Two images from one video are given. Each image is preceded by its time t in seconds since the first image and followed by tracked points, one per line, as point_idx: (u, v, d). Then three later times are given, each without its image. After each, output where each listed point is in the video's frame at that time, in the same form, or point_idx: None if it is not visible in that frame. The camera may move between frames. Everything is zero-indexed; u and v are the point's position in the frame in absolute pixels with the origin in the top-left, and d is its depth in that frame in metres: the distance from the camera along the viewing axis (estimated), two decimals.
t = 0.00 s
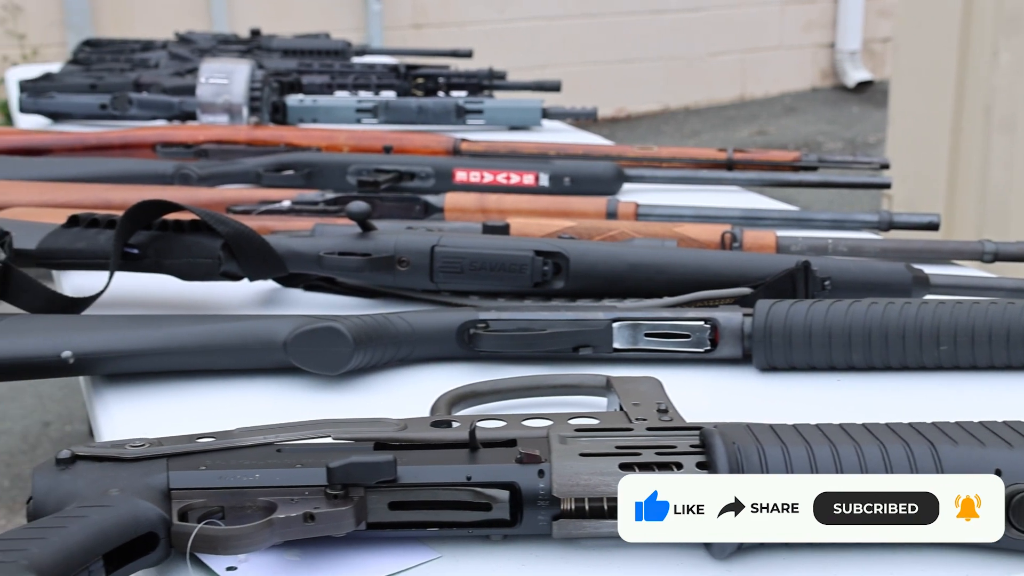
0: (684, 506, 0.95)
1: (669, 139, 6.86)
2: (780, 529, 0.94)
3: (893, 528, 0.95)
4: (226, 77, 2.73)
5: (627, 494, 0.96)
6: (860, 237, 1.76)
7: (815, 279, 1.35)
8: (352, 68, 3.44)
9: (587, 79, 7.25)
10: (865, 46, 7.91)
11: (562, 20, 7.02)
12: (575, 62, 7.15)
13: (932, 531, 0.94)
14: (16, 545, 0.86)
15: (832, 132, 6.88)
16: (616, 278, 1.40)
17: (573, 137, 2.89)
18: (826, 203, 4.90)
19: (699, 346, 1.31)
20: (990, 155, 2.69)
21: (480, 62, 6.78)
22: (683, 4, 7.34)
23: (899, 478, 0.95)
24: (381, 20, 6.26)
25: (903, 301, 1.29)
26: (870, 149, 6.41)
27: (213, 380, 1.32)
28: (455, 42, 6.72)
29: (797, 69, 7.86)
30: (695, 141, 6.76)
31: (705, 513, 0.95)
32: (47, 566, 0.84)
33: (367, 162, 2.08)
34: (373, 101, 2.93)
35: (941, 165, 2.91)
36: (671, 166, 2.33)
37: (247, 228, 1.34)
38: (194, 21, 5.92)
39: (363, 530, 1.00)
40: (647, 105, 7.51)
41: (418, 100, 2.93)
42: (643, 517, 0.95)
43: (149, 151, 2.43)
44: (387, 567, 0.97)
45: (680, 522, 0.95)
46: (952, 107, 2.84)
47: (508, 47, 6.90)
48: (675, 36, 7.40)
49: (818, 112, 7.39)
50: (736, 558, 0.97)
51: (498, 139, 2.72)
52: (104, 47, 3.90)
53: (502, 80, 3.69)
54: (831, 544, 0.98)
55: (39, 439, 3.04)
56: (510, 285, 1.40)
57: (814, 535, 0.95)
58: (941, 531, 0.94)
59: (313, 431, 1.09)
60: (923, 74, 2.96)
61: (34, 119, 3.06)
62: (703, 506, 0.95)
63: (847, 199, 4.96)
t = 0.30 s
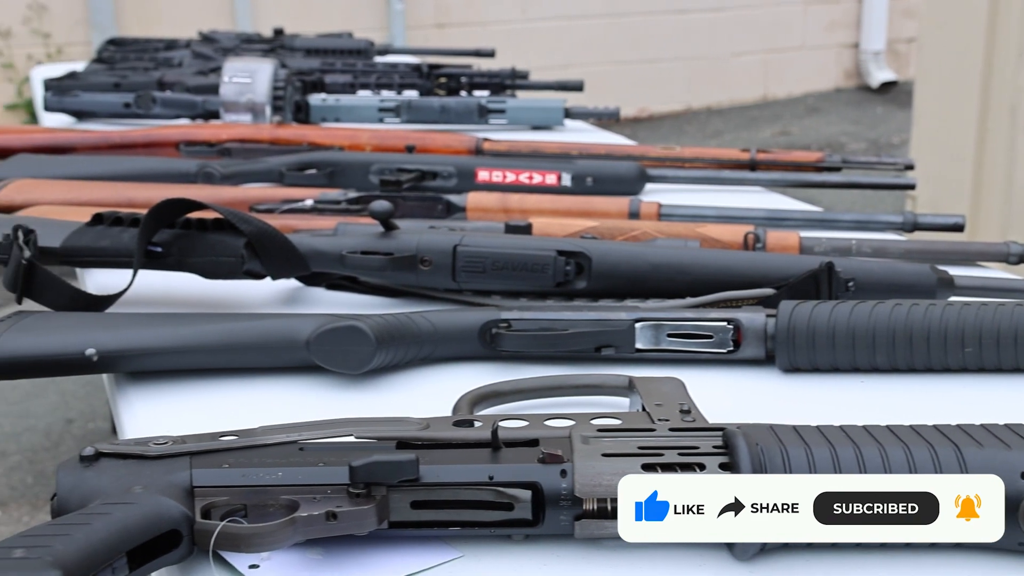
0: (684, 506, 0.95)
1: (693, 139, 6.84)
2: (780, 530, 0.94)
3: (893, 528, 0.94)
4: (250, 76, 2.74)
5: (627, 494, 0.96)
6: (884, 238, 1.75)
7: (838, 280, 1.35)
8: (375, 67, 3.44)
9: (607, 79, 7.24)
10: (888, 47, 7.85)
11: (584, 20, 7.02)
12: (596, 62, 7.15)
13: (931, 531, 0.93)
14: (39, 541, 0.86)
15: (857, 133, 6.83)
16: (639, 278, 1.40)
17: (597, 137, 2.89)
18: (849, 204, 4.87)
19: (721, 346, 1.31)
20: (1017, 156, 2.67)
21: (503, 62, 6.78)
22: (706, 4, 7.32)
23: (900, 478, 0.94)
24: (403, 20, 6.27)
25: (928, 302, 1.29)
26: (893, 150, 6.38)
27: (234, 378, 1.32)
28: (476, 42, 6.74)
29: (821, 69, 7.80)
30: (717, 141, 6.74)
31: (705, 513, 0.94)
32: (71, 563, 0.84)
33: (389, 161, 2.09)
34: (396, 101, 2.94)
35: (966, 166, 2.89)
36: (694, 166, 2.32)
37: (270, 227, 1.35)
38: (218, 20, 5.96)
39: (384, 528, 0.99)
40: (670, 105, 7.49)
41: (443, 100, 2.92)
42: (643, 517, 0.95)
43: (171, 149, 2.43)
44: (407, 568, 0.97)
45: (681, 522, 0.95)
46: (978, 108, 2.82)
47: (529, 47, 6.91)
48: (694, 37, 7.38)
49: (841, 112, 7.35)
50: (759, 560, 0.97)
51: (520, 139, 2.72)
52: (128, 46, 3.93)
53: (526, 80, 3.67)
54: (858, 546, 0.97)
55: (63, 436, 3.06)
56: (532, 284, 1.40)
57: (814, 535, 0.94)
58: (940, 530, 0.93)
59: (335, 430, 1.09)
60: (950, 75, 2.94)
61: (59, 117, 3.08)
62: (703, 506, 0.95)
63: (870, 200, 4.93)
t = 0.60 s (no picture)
0: (684, 506, 0.94)
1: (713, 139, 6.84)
2: (780, 530, 0.93)
3: (893, 528, 0.93)
4: (271, 75, 2.75)
5: (627, 494, 0.95)
6: (907, 239, 1.74)
7: (860, 281, 1.35)
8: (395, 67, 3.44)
9: (626, 78, 7.24)
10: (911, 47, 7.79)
11: (606, 20, 7.02)
12: (616, 62, 7.14)
13: (931, 532, 0.93)
14: (61, 538, 0.87)
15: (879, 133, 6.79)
16: (660, 278, 1.40)
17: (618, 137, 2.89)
18: (870, 205, 4.85)
19: (742, 347, 1.31)
20: None
21: (523, 61, 6.79)
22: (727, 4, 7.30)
23: (901, 478, 0.93)
24: (424, 19, 6.28)
25: (951, 304, 1.28)
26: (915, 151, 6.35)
27: (255, 377, 1.32)
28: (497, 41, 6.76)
29: (843, 69, 7.75)
30: (737, 142, 6.72)
31: (705, 513, 0.94)
32: (92, 560, 0.84)
33: (410, 160, 2.10)
34: (416, 100, 2.95)
35: (989, 167, 2.87)
36: (715, 166, 2.31)
37: (290, 225, 1.36)
38: (240, 19, 5.99)
39: (404, 528, 0.99)
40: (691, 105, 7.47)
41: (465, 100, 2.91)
42: (643, 517, 0.94)
43: (193, 148, 2.43)
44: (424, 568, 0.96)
45: (681, 523, 0.94)
46: (1003, 108, 2.80)
47: (549, 46, 6.91)
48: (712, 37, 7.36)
49: (862, 112, 7.31)
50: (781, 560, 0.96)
51: (541, 138, 2.73)
52: (151, 45, 3.95)
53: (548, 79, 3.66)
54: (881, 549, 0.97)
55: (83, 434, 3.08)
56: (552, 284, 1.41)
57: (814, 535, 0.93)
58: (939, 531, 0.93)
59: (356, 429, 1.09)
60: (975, 75, 2.92)
61: (81, 116, 3.11)
62: (703, 506, 0.94)
63: (893, 201, 4.90)
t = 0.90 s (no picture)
0: (684, 506, 0.94)
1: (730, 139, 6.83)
2: (780, 530, 0.93)
3: (893, 528, 0.92)
4: (290, 75, 2.76)
5: (627, 493, 0.95)
6: (928, 240, 1.74)
7: (880, 282, 1.34)
8: (414, 66, 3.44)
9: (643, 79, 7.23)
10: (931, 47, 7.74)
11: (623, 20, 7.02)
12: (633, 62, 7.14)
13: (932, 531, 0.92)
14: (82, 535, 0.87)
15: (898, 134, 6.76)
16: (679, 279, 1.40)
17: (637, 137, 2.89)
18: (890, 206, 4.83)
19: (761, 347, 1.31)
20: None
21: (541, 62, 6.80)
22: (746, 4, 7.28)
23: (903, 477, 0.93)
24: (443, 19, 6.29)
25: (972, 305, 1.27)
26: (935, 152, 6.32)
27: (275, 375, 1.33)
28: (515, 41, 6.78)
29: (862, 69, 7.71)
30: (757, 142, 6.71)
31: (705, 513, 0.94)
32: (112, 557, 0.84)
33: (429, 159, 2.10)
34: (435, 100, 2.96)
35: (1011, 168, 2.86)
36: (734, 167, 2.31)
37: (309, 225, 1.36)
38: (259, 19, 6.02)
39: (423, 527, 0.99)
40: (709, 105, 7.46)
41: (484, 100, 2.92)
42: (643, 517, 0.94)
43: (213, 147, 2.45)
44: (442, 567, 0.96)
45: (680, 523, 0.94)
46: None
47: (567, 46, 6.92)
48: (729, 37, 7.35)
49: (881, 113, 7.27)
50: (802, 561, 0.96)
51: (560, 138, 2.73)
52: (172, 44, 3.97)
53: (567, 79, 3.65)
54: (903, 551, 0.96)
55: (102, 431, 3.09)
56: (572, 284, 1.41)
57: (814, 536, 0.93)
58: (940, 530, 0.92)
59: (374, 429, 1.10)
60: (997, 76, 2.90)
61: (102, 115, 3.13)
62: (703, 506, 0.94)
63: (913, 203, 4.87)
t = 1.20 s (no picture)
0: (684, 506, 0.94)
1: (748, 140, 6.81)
2: (780, 530, 0.92)
3: (893, 528, 0.92)
4: (307, 74, 2.76)
5: (627, 494, 0.95)
6: (946, 242, 1.73)
7: (898, 283, 1.34)
8: (431, 66, 3.45)
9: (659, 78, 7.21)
10: (949, 48, 7.70)
11: (640, 20, 7.01)
12: (649, 62, 7.13)
13: (932, 532, 0.92)
14: (99, 532, 0.87)
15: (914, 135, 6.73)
16: (696, 280, 1.40)
17: (654, 137, 2.88)
18: (908, 207, 4.81)
19: (778, 348, 1.30)
20: None
21: (559, 62, 6.79)
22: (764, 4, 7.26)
23: (904, 478, 0.93)
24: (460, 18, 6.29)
25: (990, 307, 1.26)
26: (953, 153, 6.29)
27: (292, 375, 1.33)
28: (531, 41, 6.78)
29: (879, 70, 7.67)
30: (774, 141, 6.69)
31: (705, 513, 0.93)
32: (130, 555, 0.84)
33: (446, 159, 2.11)
34: (452, 100, 2.96)
35: None
36: (751, 167, 2.30)
37: (326, 224, 1.37)
38: (277, 19, 6.04)
39: (440, 526, 0.99)
40: (726, 105, 7.44)
41: (501, 100, 2.92)
42: (643, 517, 0.94)
43: (230, 146, 2.45)
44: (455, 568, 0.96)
45: (681, 523, 0.94)
46: None
47: (585, 46, 6.91)
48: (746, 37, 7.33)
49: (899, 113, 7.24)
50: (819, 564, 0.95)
51: (577, 138, 2.73)
52: (189, 43, 3.98)
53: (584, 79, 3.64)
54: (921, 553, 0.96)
55: (119, 429, 3.10)
56: (589, 284, 1.42)
57: (815, 538, 0.92)
58: (940, 531, 0.92)
59: (391, 427, 1.10)
60: (1019, 78, 2.89)
61: (120, 114, 3.14)
62: (703, 506, 0.94)
63: (930, 204, 4.85)
